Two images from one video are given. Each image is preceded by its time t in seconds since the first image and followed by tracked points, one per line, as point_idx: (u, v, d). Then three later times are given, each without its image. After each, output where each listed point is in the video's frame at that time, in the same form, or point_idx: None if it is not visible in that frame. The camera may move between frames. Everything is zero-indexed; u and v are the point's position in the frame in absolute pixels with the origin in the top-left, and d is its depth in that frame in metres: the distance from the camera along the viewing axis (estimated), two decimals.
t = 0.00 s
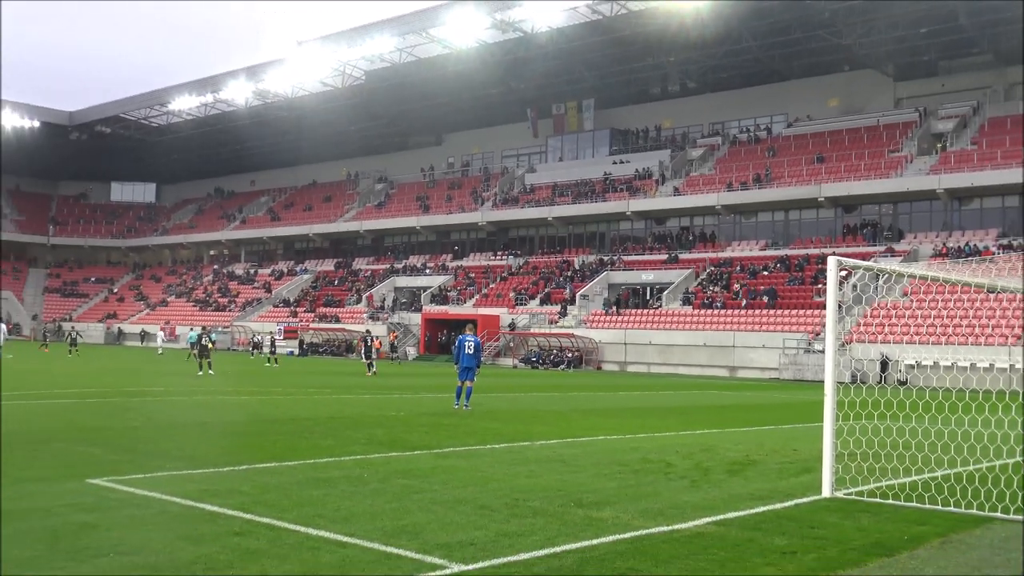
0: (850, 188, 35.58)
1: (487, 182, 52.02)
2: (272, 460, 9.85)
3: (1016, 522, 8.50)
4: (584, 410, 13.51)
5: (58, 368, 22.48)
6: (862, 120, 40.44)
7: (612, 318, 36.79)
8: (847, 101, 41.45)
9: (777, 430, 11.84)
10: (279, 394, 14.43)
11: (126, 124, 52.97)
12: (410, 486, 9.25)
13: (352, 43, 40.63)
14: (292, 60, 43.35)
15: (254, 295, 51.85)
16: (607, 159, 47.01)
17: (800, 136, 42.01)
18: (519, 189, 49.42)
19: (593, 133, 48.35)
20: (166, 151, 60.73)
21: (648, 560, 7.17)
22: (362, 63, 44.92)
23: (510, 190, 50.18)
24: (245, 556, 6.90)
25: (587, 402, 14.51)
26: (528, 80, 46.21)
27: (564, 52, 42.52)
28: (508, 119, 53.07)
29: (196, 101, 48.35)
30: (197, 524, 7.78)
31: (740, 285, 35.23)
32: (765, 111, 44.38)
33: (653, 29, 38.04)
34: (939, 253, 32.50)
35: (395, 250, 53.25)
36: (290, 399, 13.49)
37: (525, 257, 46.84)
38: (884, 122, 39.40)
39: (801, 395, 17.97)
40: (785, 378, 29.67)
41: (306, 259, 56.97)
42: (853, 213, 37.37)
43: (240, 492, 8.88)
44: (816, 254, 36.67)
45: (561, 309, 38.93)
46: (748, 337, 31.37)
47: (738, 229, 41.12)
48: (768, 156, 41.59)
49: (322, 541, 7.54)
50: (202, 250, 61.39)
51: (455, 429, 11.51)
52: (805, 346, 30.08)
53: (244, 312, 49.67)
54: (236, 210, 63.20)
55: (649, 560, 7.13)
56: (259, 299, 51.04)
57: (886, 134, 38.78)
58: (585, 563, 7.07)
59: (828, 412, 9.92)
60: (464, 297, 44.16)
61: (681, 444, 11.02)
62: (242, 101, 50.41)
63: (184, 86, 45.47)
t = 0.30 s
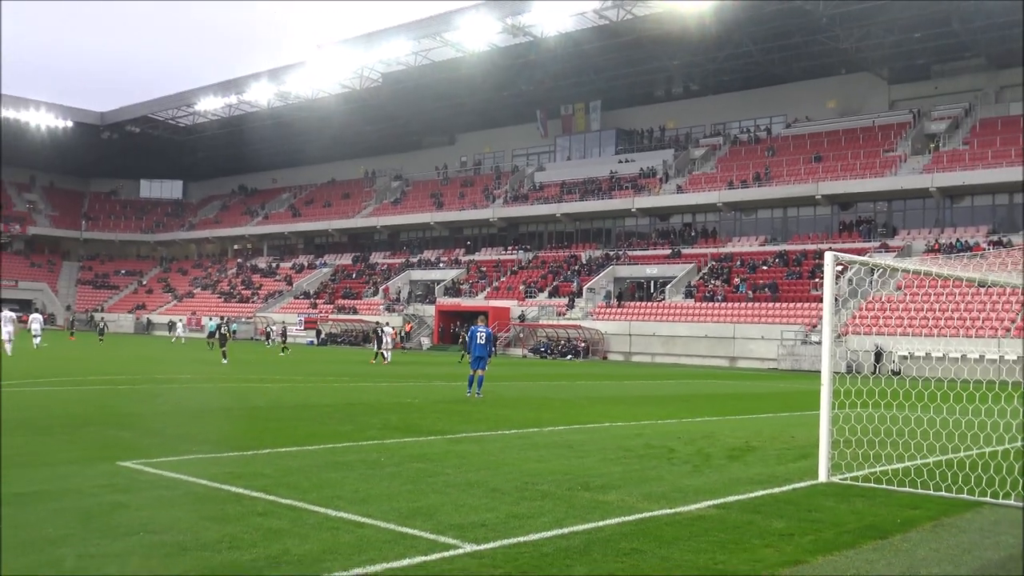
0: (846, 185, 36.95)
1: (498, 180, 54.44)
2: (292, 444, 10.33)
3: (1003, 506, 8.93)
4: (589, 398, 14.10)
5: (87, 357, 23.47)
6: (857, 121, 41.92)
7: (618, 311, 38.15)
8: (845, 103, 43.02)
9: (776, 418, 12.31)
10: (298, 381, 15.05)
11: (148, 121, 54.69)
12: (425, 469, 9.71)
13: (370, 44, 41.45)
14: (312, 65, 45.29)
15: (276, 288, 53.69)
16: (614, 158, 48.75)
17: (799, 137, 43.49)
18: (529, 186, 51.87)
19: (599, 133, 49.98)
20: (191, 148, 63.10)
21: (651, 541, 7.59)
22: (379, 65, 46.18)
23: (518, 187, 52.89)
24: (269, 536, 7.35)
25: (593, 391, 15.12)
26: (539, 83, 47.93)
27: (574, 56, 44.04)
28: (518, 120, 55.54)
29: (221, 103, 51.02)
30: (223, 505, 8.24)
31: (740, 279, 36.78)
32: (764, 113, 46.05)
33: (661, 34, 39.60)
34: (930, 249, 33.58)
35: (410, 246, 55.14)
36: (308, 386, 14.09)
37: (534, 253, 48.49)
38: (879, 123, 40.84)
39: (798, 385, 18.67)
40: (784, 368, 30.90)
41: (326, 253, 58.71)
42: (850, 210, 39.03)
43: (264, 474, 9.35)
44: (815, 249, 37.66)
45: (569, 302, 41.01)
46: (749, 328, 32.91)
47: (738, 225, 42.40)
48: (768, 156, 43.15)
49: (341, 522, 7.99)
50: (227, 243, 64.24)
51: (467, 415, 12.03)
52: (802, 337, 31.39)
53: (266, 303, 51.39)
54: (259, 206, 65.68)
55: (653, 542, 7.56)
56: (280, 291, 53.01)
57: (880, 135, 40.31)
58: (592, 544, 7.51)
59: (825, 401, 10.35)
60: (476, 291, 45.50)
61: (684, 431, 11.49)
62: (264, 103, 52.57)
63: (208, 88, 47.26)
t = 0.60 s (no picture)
0: (850, 183, 38.50)
1: (512, 178, 56.90)
2: (313, 430, 10.80)
3: (999, 493, 9.29)
4: (599, 387, 14.69)
5: (121, 347, 24.57)
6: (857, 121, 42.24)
7: (628, 304, 40.04)
8: (846, 103, 43.36)
9: (780, 407, 12.72)
10: (320, 371, 15.69)
11: (175, 119, 56.83)
12: (442, 455, 10.15)
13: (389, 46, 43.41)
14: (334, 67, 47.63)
15: (299, 280, 57.94)
16: (623, 157, 50.86)
17: (802, 136, 44.43)
18: (541, 184, 54.07)
19: (609, 133, 52.16)
20: (220, 146, 66.07)
21: (658, 525, 7.98)
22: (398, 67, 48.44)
23: (533, 184, 55.12)
24: (293, 518, 7.77)
25: (603, 380, 15.75)
26: (551, 83, 49.86)
27: (584, 57, 46.01)
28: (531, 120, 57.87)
29: (247, 104, 53.06)
30: (250, 488, 8.68)
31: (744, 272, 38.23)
32: (768, 112, 47.08)
33: (668, 35, 41.16)
34: (931, 244, 35.01)
35: (428, 241, 58.35)
36: (332, 375, 14.82)
37: (546, 247, 50.80)
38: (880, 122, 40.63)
39: (800, 375, 19.41)
40: (786, 359, 31.81)
41: (346, 247, 62.26)
42: (852, 207, 40.09)
43: (287, 459, 9.79)
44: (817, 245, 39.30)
45: (579, 295, 42.90)
46: (752, 321, 33.67)
47: (743, 221, 44.23)
48: (772, 155, 44.23)
49: (362, 505, 8.40)
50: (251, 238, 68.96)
51: (482, 403, 12.57)
52: (804, 330, 32.32)
53: (289, 295, 55.67)
54: (283, 202, 70.07)
55: (660, 525, 7.95)
56: (303, 283, 57.28)
57: (881, 133, 40.33)
58: (602, 527, 7.89)
59: (827, 391, 10.72)
60: (491, 284, 47.95)
61: (691, 420, 11.92)
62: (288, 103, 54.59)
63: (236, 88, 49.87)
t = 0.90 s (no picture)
0: (851, 180, 39.00)
1: (528, 176, 58.04)
2: (338, 415, 11.37)
3: (995, 478, 9.71)
4: (611, 376, 15.29)
5: (154, 338, 25.77)
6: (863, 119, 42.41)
7: (640, 296, 40.98)
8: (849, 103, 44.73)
9: (785, 396, 13.26)
10: (345, 360, 16.43)
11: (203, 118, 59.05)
12: (461, 440, 10.66)
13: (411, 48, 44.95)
14: (354, 69, 49.30)
15: (325, 274, 60.11)
16: (634, 155, 51.86)
17: (808, 134, 45.28)
18: (556, 181, 55.41)
19: (621, 133, 53.11)
20: (248, 145, 69.17)
21: (667, 508, 8.42)
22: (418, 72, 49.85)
23: (547, 181, 56.51)
24: (320, 499, 8.26)
25: (614, 369, 16.38)
26: (564, 85, 51.11)
27: (598, 60, 46.65)
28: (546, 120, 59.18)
29: (277, 105, 55.75)
30: (280, 471, 9.20)
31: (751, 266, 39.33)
32: (775, 112, 48.11)
33: (679, 39, 42.13)
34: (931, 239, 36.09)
35: (447, 236, 59.98)
36: (356, 364, 15.50)
37: (560, 242, 52.36)
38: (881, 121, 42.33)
39: (806, 364, 20.09)
40: (791, 349, 33.42)
41: (369, 242, 64.71)
42: (854, 202, 40.02)
43: (313, 444, 10.30)
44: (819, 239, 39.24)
45: (592, 288, 44.07)
46: (758, 313, 35.58)
47: (749, 216, 45.07)
48: (778, 152, 45.08)
49: (386, 488, 8.88)
50: (281, 234, 71.32)
51: (500, 391, 13.18)
52: (809, 320, 34.01)
53: (315, 288, 57.73)
54: (308, 199, 72.02)
55: (670, 508, 8.40)
56: (329, 277, 59.33)
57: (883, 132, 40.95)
58: (614, 509, 8.34)
59: (831, 379, 11.14)
60: (508, 277, 49.46)
61: (700, 407, 12.43)
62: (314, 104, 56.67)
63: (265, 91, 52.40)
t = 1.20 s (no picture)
0: (854, 177, 40.18)
1: (542, 175, 58.60)
2: (361, 403, 11.89)
3: (993, 465, 10.07)
4: (621, 366, 15.89)
5: (182, 329, 26.79)
6: (866, 120, 44.26)
7: (650, 289, 41.88)
8: (853, 104, 45.57)
9: (789, 386, 13.80)
10: (368, 351, 17.15)
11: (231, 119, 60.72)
12: (478, 428, 11.12)
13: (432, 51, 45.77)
14: (371, 72, 50.06)
15: (349, 267, 61.53)
16: (645, 154, 52.37)
17: (812, 134, 46.33)
18: (569, 180, 56.03)
19: (633, 133, 53.75)
20: (271, 143, 70.70)
21: (675, 493, 8.77)
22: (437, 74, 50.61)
23: (560, 179, 56.97)
24: (344, 483, 8.62)
25: (623, 360, 17.00)
26: (578, 87, 51.60)
27: (612, 63, 47.16)
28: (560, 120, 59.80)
29: (301, 106, 57.17)
30: (306, 455, 9.61)
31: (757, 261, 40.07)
32: (781, 113, 48.79)
33: (691, 43, 42.56)
34: (931, 235, 37.05)
35: (465, 232, 61.09)
36: (376, 355, 16.18)
37: (574, 237, 53.19)
38: (884, 122, 43.29)
39: (810, 356, 20.72)
40: (795, 341, 33.70)
41: (391, 238, 65.97)
42: (858, 200, 41.88)
43: (337, 430, 10.76)
44: (824, 235, 41.14)
45: (603, 281, 44.79)
46: (764, 305, 35.85)
47: (756, 213, 46.06)
48: (783, 152, 46.24)
49: (406, 472, 9.25)
50: (308, 228, 73.21)
51: (515, 381, 13.78)
52: (813, 313, 34.47)
53: (339, 281, 59.16)
54: (334, 195, 73.86)
55: (678, 493, 8.74)
56: (351, 271, 60.69)
57: (886, 132, 42.86)
58: (625, 494, 8.68)
59: (835, 369, 11.56)
60: (524, 271, 50.34)
61: (708, 396, 12.94)
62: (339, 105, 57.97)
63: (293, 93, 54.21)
